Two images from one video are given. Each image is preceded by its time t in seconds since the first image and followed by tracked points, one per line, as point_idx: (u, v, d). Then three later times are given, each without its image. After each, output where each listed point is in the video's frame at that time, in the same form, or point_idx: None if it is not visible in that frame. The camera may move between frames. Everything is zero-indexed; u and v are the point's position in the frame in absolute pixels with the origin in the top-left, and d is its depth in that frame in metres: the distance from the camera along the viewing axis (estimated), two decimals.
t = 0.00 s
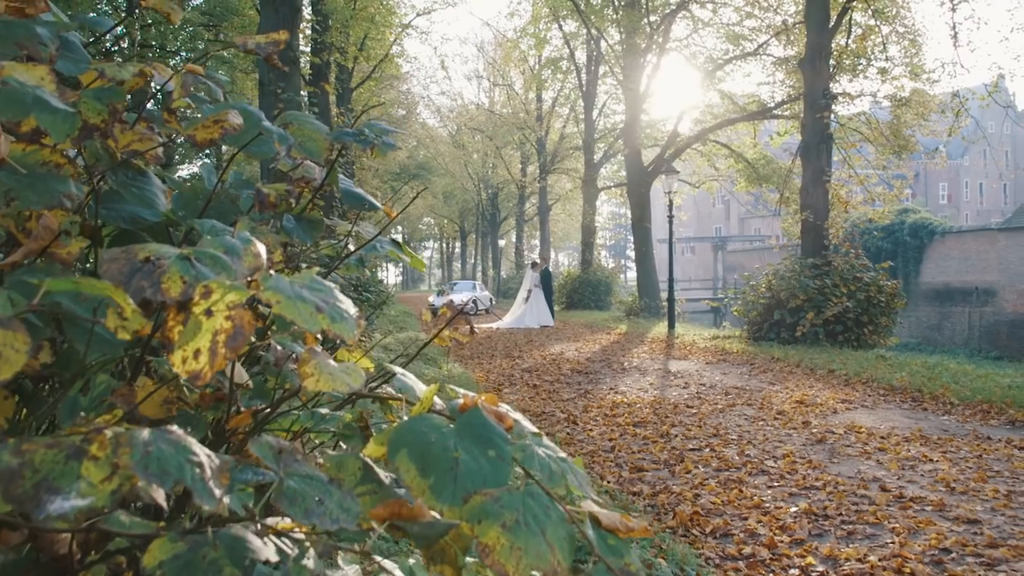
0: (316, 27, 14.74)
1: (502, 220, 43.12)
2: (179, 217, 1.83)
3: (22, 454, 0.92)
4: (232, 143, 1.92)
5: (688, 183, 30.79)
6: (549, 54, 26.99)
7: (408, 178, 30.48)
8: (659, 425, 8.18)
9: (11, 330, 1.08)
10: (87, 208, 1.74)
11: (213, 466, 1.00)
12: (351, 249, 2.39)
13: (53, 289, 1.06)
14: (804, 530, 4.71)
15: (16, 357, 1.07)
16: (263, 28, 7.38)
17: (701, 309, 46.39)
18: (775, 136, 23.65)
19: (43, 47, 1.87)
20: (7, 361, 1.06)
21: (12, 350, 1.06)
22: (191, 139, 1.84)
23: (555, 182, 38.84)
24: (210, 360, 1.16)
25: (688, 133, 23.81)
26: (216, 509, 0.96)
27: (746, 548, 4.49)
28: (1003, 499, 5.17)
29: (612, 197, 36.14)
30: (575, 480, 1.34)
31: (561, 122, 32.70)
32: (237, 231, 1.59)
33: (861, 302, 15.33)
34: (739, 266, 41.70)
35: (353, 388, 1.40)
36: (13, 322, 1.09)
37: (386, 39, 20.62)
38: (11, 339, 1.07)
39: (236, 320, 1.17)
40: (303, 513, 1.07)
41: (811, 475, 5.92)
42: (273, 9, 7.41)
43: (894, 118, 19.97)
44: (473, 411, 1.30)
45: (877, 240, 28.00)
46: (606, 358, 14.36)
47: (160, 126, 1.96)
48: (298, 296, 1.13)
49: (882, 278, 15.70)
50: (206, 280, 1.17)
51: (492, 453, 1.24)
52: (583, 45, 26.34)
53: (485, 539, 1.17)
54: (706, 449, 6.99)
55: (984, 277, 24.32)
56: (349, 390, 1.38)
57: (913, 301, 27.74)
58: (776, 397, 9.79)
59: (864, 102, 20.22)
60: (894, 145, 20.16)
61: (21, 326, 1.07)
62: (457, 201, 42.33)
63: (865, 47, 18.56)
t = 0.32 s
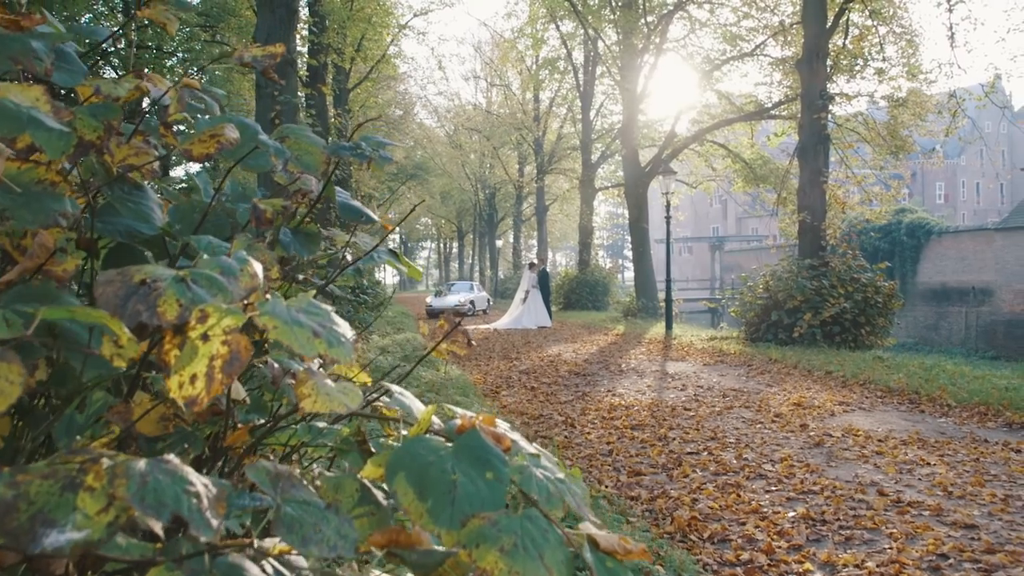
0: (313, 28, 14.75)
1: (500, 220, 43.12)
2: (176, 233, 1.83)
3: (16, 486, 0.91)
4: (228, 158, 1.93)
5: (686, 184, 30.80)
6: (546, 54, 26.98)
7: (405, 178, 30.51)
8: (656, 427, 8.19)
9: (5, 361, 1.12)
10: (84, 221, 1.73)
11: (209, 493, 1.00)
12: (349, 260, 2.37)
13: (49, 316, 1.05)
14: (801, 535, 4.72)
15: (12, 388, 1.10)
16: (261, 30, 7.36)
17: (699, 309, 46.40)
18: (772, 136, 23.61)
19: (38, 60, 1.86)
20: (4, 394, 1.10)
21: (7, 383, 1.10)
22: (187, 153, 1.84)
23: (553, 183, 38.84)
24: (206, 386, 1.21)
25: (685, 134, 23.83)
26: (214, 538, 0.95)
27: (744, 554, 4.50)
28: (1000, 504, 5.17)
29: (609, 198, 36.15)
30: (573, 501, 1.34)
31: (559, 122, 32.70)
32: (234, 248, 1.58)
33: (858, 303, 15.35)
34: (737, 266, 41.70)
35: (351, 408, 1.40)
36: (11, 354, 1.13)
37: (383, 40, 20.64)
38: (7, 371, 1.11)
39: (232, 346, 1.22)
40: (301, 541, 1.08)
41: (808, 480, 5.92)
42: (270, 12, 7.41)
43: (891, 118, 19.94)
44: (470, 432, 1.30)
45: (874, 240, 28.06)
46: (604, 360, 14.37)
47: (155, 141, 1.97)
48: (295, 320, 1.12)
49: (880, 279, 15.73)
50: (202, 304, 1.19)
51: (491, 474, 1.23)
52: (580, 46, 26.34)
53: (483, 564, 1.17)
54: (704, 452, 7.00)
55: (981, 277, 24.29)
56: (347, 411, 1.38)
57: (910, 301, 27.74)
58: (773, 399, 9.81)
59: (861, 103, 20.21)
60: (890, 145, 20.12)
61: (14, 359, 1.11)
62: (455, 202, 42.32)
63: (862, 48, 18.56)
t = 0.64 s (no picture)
0: (309, 28, 14.69)
1: (497, 221, 43.09)
2: (173, 252, 1.83)
3: (11, 523, 0.92)
4: (226, 173, 1.93)
5: (683, 184, 30.79)
6: (543, 55, 26.93)
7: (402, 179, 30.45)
8: (654, 431, 8.18)
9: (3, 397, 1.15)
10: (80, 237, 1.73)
11: (206, 527, 1.02)
12: (346, 273, 2.36)
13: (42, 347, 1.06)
14: (800, 541, 4.71)
15: (8, 421, 1.14)
16: (259, 34, 7.32)
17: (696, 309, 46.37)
18: (770, 136, 23.58)
19: (35, 76, 1.86)
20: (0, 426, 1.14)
21: (3, 417, 1.14)
22: (184, 169, 1.83)
23: (550, 183, 38.79)
24: (204, 414, 1.22)
25: (683, 135, 23.77)
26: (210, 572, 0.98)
27: (742, 561, 4.50)
28: (999, 508, 5.18)
29: (607, 198, 36.10)
30: (572, 524, 1.34)
31: (556, 123, 32.64)
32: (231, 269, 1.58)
33: (856, 304, 15.35)
34: (734, 267, 41.67)
35: (349, 430, 1.39)
36: (7, 388, 1.17)
37: (380, 40, 20.56)
38: (2, 406, 1.15)
39: (230, 372, 1.23)
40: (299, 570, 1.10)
41: (806, 484, 5.93)
42: (267, 13, 7.35)
43: (888, 119, 19.90)
44: (469, 454, 1.29)
45: (872, 240, 28.08)
46: (601, 362, 14.35)
47: (152, 155, 1.96)
48: (292, 348, 1.12)
49: (877, 281, 15.74)
50: (200, 329, 1.19)
51: (490, 498, 1.23)
52: (577, 46, 26.28)
53: None
54: (702, 456, 7.00)
55: (978, 277, 24.33)
56: (345, 433, 1.38)
57: (908, 301, 27.77)
58: (772, 402, 9.81)
59: (858, 103, 20.19)
60: (887, 145, 20.05)
61: (10, 394, 1.15)
62: (452, 202, 42.28)
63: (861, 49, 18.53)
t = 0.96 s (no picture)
0: (308, 32, 14.74)
1: (495, 223, 43.07)
2: (174, 273, 1.82)
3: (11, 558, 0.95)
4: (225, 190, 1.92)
5: (681, 186, 30.81)
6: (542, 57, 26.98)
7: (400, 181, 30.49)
8: (653, 436, 8.18)
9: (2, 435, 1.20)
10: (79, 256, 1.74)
11: (206, 560, 1.04)
12: (344, 285, 2.35)
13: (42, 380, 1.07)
14: (799, 549, 4.71)
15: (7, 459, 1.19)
16: (256, 38, 7.33)
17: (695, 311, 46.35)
18: (769, 138, 23.59)
19: (34, 93, 1.85)
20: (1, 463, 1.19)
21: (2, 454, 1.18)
22: (183, 188, 1.83)
23: (548, 185, 38.81)
24: (203, 443, 1.22)
25: (681, 136, 23.78)
26: None
27: (742, 569, 4.49)
28: (998, 515, 5.18)
29: (605, 200, 36.10)
30: (572, 551, 1.33)
31: (554, 125, 32.67)
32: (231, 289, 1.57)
33: (854, 307, 15.34)
34: (733, 269, 41.65)
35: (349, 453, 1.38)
36: (8, 423, 1.20)
37: (379, 43, 20.61)
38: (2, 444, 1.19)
39: (230, 402, 1.23)
40: None
41: (805, 490, 5.93)
42: (266, 18, 7.39)
43: (886, 120, 19.90)
44: (470, 480, 1.29)
45: (870, 242, 28.10)
46: (600, 365, 14.37)
47: (151, 171, 1.95)
48: (292, 377, 1.11)
49: (875, 283, 15.75)
50: (198, 358, 1.19)
51: (491, 525, 1.23)
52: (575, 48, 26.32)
53: None
54: (700, 462, 7.00)
55: (976, 278, 24.36)
56: (346, 456, 1.36)
57: (906, 302, 27.78)
58: (771, 406, 9.81)
59: (856, 105, 20.20)
60: (886, 147, 20.02)
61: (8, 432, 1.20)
62: (451, 204, 42.29)
63: (858, 52, 18.56)
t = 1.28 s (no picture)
0: (307, 37, 14.81)
1: (495, 227, 43.12)
2: (177, 293, 1.80)
3: None
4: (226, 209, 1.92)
5: (681, 190, 30.84)
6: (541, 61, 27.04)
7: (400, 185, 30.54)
8: (653, 443, 8.19)
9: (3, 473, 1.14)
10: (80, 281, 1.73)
11: None
12: (344, 302, 2.36)
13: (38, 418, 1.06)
14: (799, 558, 4.71)
15: (9, 497, 1.13)
16: (256, 44, 7.33)
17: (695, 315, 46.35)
18: (767, 143, 23.66)
19: (34, 115, 1.85)
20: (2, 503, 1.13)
21: (3, 494, 1.13)
22: (184, 209, 1.83)
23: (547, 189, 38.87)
24: (205, 476, 1.22)
25: (680, 140, 23.82)
26: None
27: None
28: (999, 523, 5.18)
29: (604, 203, 36.14)
30: None
31: (553, 129, 32.75)
32: (232, 313, 1.57)
33: (853, 311, 15.35)
34: (732, 272, 41.67)
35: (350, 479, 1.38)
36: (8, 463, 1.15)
37: (378, 48, 20.67)
38: (4, 482, 1.14)
39: (231, 434, 1.24)
40: None
41: (805, 498, 5.93)
42: (265, 24, 7.41)
43: (885, 124, 19.90)
44: (471, 509, 1.29)
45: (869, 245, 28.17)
46: (599, 370, 14.38)
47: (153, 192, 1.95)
48: (295, 410, 1.11)
49: (874, 288, 15.75)
50: (201, 390, 1.20)
51: (493, 554, 1.23)
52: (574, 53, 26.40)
53: None
54: (700, 469, 7.00)
55: (974, 281, 24.38)
56: (347, 483, 1.35)
57: (905, 305, 27.78)
58: (770, 412, 9.82)
59: (854, 109, 20.22)
60: (884, 151, 20.00)
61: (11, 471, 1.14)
62: (450, 208, 42.37)
63: (855, 57, 18.62)
